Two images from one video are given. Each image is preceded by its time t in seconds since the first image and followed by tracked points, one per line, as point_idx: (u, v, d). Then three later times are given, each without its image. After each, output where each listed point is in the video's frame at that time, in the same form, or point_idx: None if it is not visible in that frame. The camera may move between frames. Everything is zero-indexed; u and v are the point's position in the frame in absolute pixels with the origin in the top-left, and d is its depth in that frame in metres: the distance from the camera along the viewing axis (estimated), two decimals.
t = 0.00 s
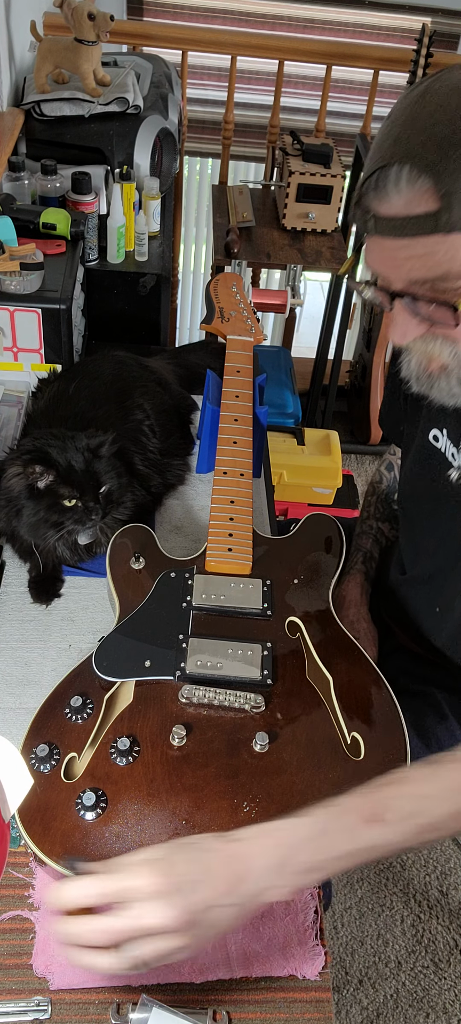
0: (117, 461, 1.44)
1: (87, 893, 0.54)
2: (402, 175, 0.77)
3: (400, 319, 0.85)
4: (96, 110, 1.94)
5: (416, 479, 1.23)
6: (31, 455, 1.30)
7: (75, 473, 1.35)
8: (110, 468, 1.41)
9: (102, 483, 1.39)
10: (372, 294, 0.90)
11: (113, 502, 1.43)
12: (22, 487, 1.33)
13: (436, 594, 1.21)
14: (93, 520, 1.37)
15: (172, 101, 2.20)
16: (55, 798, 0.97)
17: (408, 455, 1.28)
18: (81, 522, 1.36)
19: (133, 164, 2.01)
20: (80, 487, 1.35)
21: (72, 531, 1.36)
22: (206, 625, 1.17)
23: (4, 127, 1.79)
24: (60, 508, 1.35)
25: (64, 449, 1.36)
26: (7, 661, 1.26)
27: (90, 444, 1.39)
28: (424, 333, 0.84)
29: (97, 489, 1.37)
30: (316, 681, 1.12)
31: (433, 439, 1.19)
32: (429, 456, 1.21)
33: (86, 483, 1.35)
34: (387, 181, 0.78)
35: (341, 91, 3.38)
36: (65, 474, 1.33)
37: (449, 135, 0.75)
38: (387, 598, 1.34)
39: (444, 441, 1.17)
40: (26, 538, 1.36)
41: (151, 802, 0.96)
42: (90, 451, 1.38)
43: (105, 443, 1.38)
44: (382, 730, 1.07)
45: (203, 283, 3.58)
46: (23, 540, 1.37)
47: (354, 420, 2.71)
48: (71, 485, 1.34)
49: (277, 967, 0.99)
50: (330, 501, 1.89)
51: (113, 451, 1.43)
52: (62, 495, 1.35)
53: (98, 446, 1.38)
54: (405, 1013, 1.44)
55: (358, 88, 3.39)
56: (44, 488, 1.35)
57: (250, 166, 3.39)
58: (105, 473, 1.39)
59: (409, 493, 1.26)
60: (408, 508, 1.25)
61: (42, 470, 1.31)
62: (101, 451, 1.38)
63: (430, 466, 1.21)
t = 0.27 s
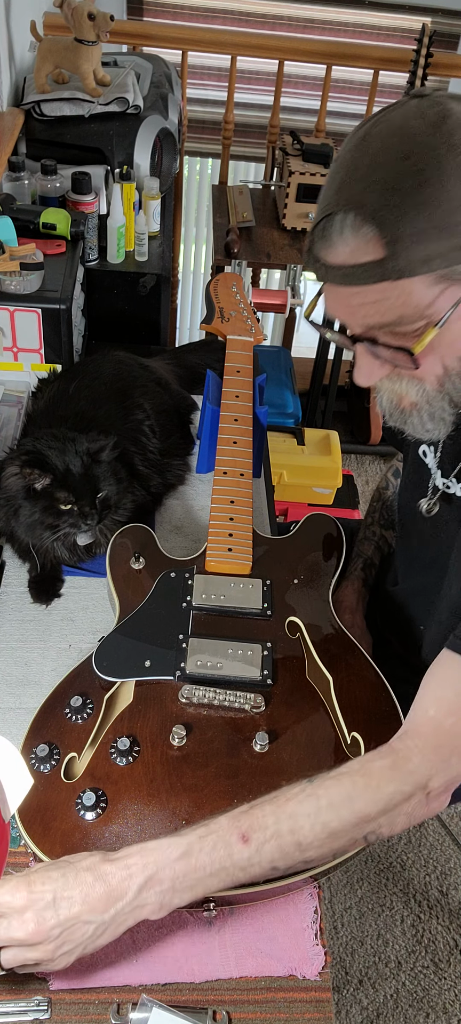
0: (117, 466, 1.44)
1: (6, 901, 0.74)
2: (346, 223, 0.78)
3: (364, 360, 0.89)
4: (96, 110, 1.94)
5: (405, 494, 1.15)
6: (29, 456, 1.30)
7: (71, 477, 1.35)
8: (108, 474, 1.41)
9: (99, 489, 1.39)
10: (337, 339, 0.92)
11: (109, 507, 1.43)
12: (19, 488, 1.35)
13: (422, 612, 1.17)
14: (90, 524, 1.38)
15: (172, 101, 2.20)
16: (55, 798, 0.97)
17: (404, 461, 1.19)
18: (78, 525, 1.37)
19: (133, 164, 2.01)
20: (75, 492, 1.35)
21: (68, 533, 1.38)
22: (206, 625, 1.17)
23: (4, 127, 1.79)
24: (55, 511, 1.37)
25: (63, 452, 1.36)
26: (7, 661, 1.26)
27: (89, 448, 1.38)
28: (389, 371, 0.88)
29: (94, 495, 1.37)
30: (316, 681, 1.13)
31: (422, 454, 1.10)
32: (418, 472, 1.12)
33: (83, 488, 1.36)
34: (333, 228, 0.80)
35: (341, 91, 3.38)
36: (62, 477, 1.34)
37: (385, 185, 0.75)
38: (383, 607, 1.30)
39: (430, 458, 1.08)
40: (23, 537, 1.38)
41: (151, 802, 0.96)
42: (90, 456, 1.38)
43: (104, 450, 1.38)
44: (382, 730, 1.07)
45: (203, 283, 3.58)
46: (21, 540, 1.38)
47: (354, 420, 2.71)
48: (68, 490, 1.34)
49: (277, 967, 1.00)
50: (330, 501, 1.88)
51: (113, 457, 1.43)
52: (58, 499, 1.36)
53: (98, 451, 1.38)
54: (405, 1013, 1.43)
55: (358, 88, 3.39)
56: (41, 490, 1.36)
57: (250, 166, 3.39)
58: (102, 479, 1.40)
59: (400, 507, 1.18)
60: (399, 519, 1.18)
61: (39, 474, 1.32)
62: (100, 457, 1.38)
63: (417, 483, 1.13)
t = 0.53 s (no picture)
0: (113, 475, 1.38)
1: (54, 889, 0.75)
2: (297, 252, 0.86)
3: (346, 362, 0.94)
4: (96, 110, 1.94)
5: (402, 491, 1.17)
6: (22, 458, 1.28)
7: (63, 482, 1.31)
8: (102, 482, 1.35)
9: (91, 498, 1.34)
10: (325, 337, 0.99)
11: (101, 516, 1.38)
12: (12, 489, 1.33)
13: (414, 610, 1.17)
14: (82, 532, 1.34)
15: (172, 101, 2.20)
16: (55, 798, 0.97)
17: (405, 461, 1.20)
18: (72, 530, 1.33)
19: (133, 164, 2.01)
20: (64, 499, 1.31)
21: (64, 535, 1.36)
22: (206, 625, 1.17)
23: (4, 127, 1.79)
24: (44, 514, 1.33)
25: (57, 457, 1.33)
26: (7, 661, 1.26)
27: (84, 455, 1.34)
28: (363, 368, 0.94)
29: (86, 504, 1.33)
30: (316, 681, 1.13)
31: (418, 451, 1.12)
32: (412, 469, 1.14)
33: (74, 496, 1.31)
34: (292, 253, 0.87)
35: (342, 91, 3.38)
36: (54, 482, 1.31)
37: (321, 225, 0.80)
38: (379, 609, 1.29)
39: (425, 456, 1.10)
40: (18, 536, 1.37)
41: (151, 802, 0.96)
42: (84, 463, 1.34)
43: (102, 458, 1.33)
44: (381, 730, 1.07)
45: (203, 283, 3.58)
46: (18, 540, 1.37)
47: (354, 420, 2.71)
48: (58, 496, 1.31)
49: (277, 967, 1.00)
50: (330, 501, 1.89)
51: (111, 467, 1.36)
52: (46, 503, 1.32)
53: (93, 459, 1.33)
54: (405, 1013, 1.43)
55: (358, 88, 3.39)
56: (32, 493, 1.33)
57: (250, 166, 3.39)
58: (96, 488, 1.34)
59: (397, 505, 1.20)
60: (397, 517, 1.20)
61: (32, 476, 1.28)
62: (98, 464, 1.33)
63: (412, 480, 1.14)
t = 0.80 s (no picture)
0: (113, 475, 1.38)
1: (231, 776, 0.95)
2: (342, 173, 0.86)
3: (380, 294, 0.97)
4: (96, 110, 1.94)
5: (420, 477, 1.17)
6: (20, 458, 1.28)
7: (62, 482, 1.31)
8: (101, 482, 1.35)
9: (89, 498, 1.34)
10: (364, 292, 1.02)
11: (100, 516, 1.38)
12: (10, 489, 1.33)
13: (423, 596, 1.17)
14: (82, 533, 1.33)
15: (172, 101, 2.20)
16: (55, 798, 0.97)
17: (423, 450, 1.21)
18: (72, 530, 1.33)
19: (133, 164, 2.01)
20: (63, 499, 1.31)
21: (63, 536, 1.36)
22: (206, 625, 1.17)
23: (5, 127, 1.79)
24: (43, 514, 1.33)
25: (56, 457, 1.33)
26: (7, 661, 1.26)
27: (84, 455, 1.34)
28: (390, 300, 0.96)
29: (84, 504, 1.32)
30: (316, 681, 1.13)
31: (440, 435, 1.13)
32: (433, 453, 1.14)
33: (73, 496, 1.31)
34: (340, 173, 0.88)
35: (342, 91, 3.38)
36: (53, 482, 1.31)
37: (355, 155, 0.79)
38: (389, 601, 1.26)
39: (448, 439, 1.11)
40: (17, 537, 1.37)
41: (151, 802, 0.96)
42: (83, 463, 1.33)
43: (102, 458, 1.33)
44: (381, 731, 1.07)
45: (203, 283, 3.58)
46: (17, 540, 1.37)
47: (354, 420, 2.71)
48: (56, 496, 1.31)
49: (277, 967, 1.00)
50: (330, 500, 1.89)
51: (111, 466, 1.36)
52: (45, 503, 1.31)
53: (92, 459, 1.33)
54: (405, 1013, 1.41)
55: (359, 88, 3.38)
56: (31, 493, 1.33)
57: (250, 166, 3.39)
58: (95, 488, 1.34)
59: (413, 493, 1.20)
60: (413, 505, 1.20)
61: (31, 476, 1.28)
62: (97, 464, 1.33)
63: (433, 465, 1.14)
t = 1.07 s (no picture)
0: (113, 474, 1.38)
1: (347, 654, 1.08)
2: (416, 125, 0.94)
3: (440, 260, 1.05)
4: (96, 110, 1.94)
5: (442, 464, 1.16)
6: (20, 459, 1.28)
7: (62, 482, 1.31)
8: (101, 482, 1.35)
9: (90, 498, 1.34)
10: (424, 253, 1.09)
11: (100, 515, 1.38)
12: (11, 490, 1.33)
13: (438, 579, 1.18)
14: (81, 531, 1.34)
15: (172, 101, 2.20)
16: (55, 798, 0.97)
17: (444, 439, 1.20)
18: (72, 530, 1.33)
19: (133, 164, 2.01)
20: (64, 499, 1.31)
21: (64, 535, 1.36)
22: (206, 625, 1.17)
23: (4, 127, 1.79)
24: (45, 514, 1.33)
25: (57, 458, 1.33)
26: (7, 661, 1.26)
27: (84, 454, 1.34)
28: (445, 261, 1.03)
29: (83, 504, 1.32)
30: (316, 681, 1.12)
31: None
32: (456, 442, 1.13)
33: (73, 497, 1.31)
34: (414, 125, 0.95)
35: (341, 91, 3.38)
36: (53, 483, 1.31)
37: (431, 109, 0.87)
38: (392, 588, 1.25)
39: None
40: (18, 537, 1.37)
41: (151, 802, 0.96)
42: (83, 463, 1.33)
43: (102, 458, 1.33)
44: (382, 730, 1.07)
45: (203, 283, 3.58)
46: (17, 541, 1.37)
47: (354, 420, 2.70)
48: (56, 496, 1.31)
49: (277, 967, 1.00)
50: (330, 500, 1.89)
51: (111, 466, 1.36)
52: (47, 503, 1.32)
53: (91, 459, 1.33)
54: (405, 1013, 1.43)
55: (358, 88, 3.38)
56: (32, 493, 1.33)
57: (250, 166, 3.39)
58: (96, 487, 1.34)
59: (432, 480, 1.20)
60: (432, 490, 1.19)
61: (32, 476, 1.28)
62: (98, 464, 1.33)
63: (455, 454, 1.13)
